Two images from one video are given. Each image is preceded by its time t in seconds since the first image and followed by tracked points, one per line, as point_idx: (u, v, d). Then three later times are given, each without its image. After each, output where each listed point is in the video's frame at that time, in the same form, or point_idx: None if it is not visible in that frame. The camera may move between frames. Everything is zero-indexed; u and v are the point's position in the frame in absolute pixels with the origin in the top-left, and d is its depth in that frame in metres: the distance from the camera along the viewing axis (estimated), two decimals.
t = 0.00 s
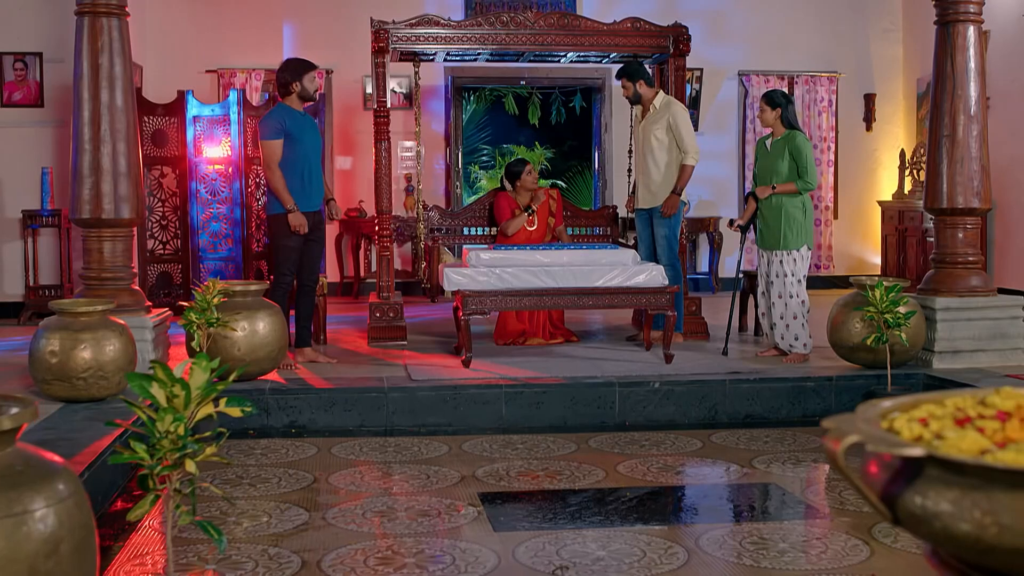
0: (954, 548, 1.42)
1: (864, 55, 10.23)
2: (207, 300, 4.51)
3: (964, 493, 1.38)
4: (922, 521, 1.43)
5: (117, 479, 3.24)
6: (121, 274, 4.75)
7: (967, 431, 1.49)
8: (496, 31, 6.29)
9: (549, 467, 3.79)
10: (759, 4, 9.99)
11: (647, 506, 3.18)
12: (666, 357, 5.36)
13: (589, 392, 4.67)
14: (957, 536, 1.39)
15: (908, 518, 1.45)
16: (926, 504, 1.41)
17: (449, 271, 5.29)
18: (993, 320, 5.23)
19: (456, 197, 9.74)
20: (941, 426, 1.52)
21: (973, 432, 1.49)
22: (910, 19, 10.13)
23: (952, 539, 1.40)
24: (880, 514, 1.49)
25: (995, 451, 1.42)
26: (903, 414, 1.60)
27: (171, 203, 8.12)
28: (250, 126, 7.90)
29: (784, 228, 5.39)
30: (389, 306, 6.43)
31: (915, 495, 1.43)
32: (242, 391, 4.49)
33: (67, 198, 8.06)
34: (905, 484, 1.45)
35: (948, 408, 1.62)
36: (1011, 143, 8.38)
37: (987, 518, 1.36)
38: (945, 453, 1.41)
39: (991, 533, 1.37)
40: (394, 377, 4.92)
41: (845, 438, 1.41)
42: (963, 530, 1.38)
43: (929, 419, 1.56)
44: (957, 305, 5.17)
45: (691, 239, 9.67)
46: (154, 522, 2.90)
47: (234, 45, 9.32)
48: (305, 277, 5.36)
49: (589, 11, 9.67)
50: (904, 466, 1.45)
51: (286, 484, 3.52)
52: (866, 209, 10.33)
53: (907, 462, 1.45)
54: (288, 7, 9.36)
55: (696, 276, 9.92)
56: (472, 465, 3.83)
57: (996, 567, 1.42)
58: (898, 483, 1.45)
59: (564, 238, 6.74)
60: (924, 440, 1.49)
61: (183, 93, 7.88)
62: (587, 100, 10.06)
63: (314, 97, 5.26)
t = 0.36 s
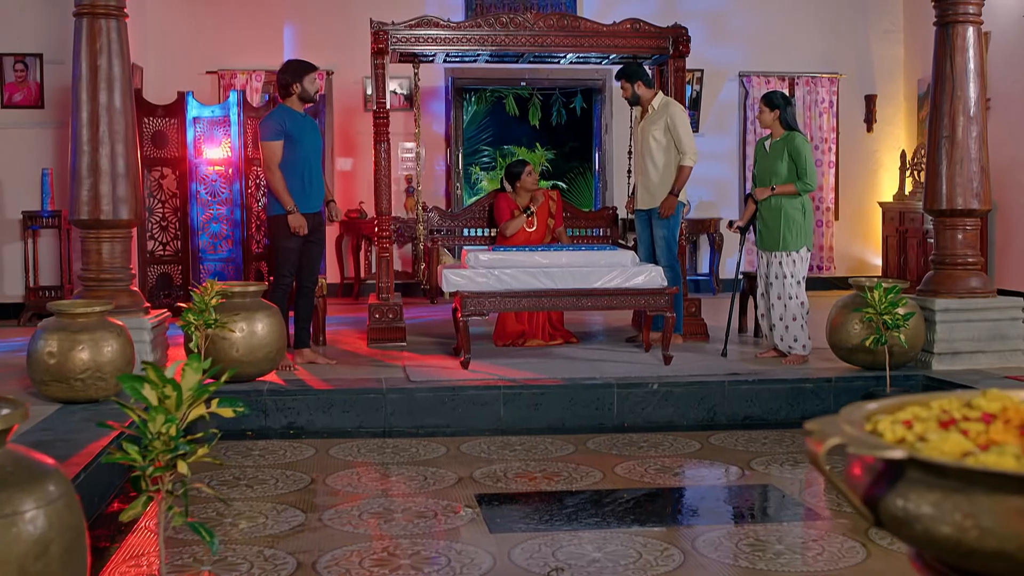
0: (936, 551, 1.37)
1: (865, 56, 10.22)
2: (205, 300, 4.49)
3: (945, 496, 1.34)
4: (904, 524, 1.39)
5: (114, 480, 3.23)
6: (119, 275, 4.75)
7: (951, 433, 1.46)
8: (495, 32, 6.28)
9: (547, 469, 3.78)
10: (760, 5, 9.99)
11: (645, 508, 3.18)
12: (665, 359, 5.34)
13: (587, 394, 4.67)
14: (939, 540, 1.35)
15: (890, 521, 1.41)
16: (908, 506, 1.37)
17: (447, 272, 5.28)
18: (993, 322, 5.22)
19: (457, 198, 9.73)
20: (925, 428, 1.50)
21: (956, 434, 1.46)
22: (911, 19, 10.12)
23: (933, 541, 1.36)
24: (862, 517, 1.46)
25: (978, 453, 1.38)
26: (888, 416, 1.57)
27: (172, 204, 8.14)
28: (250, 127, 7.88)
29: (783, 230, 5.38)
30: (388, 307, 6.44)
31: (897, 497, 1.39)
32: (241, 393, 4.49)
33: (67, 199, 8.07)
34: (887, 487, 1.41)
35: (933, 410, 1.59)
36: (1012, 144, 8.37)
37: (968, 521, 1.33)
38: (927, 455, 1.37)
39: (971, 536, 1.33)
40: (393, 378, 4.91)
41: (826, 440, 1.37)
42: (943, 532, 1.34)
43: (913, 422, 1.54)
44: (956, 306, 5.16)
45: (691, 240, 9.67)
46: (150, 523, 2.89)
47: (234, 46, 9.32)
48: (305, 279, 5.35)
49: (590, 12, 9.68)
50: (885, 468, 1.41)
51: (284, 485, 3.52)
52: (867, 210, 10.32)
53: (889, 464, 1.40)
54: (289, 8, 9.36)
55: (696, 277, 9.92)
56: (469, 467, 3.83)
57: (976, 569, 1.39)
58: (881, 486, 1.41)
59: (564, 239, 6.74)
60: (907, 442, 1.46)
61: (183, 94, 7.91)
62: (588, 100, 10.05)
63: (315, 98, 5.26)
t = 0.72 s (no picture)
0: (917, 554, 1.35)
1: (866, 57, 10.21)
2: (204, 301, 4.49)
3: (926, 499, 1.32)
4: (885, 527, 1.36)
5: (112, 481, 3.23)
6: (119, 276, 4.75)
7: (934, 436, 1.44)
8: (495, 33, 6.29)
9: (545, 470, 3.78)
10: (761, 6, 9.98)
11: (642, 509, 3.17)
12: (664, 360, 5.34)
13: (586, 395, 4.67)
14: (920, 543, 1.33)
15: (872, 524, 1.39)
16: (890, 508, 1.35)
17: (446, 273, 5.28)
18: (992, 323, 5.22)
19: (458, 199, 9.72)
20: (909, 431, 1.49)
21: (939, 436, 1.44)
22: (912, 20, 10.12)
23: (914, 544, 1.34)
24: (844, 519, 1.44)
25: (959, 455, 1.36)
26: (871, 418, 1.56)
27: (172, 205, 8.15)
28: (251, 129, 7.85)
29: (784, 231, 5.38)
30: (388, 308, 6.44)
31: (878, 500, 1.37)
32: (240, 394, 4.49)
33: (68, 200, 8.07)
34: (869, 489, 1.39)
35: (919, 413, 1.58)
36: (1013, 145, 8.36)
37: (948, 523, 1.29)
38: (908, 457, 1.35)
39: (952, 539, 1.30)
40: (391, 379, 4.91)
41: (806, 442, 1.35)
42: (924, 535, 1.32)
43: (898, 424, 1.52)
44: (956, 307, 5.14)
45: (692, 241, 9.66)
46: (147, 524, 2.90)
47: (235, 47, 9.33)
48: (304, 280, 5.35)
49: (590, 13, 9.68)
50: (869, 471, 1.40)
51: (282, 486, 3.52)
52: (868, 211, 10.31)
53: (872, 467, 1.39)
54: (290, 9, 9.37)
55: (697, 278, 9.90)
56: (467, 468, 3.82)
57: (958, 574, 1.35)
58: (864, 488, 1.40)
59: (564, 240, 6.73)
60: (890, 444, 1.44)
61: (183, 96, 7.92)
62: (588, 101, 10.06)
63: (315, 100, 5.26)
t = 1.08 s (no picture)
0: (901, 557, 1.35)
1: (868, 58, 10.20)
2: (203, 301, 4.48)
3: (910, 501, 1.31)
4: (869, 528, 1.36)
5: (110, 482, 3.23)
6: (119, 276, 4.75)
7: (919, 437, 1.43)
8: (495, 34, 6.29)
9: (544, 471, 3.78)
10: (763, 6, 9.98)
11: (641, 511, 3.17)
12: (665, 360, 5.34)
13: (586, 396, 4.67)
14: (902, 545, 1.32)
15: (856, 525, 1.38)
16: (873, 511, 1.35)
17: (446, 274, 5.28)
18: (993, 324, 5.21)
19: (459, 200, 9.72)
20: (894, 433, 1.48)
21: (924, 438, 1.43)
22: (914, 21, 10.10)
23: (898, 547, 1.33)
24: (829, 521, 1.44)
25: (943, 457, 1.36)
26: (857, 420, 1.55)
27: (173, 206, 8.17)
28: (252, 129, 7.80)
29: (784, 231, 5.37)
30: (389, 309, 6.44)
31: (862, 502, 1.36)
32: (239, 394, 4.49)
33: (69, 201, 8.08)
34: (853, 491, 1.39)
35: (906, 414, 1.58)
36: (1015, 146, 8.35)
37: (931, 526, 1.29)
38: (891, 460, 1.35)
39: (935, 541, 1.29)
40: (391, 380, 4.91)
41: (790, 444, 1.35)
42: (908, 537, 1.31)
43: (884, 425, 1.52)
44: (957, 308, 5.13)
45: (694, 242, 9.65)
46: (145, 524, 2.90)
47: (236, 48, 9.34)
48: (304, 280, 5.34)
49: (592, 14, 9.69)
50: (854, 472, 1.39)
51: (280, 487, 3.51)
52: (870, 211, 10.30)
53: (858, 468, 1.39)
54: (291, 10, 9.38)
55: (698, 279, 9.89)
56: (466, 469, 3.82)
57: None
58: (848, 490, 1.39)
59: (564, 241, 6.73)
60: (874, 446, 1.43)
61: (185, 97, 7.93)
62: (590, 102, 10.06)
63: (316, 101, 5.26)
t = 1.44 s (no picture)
0: (887, 558, 1.34)
1: (870, 58, 10.19)
2: (203, 301, 4.49)
3: (895, 503, 1.31)
4: (855, 530, 1.36)
5: (109, 482, 3.22)
6: (119, 276, 4.75)
7: (906, 439, 1.43)
8: (496, 34, 6.28)
9: (543, 471, 3.78)
10: (765, 6, 9.97)
11: (640, 511, 3.17)
12: (665, 360, 5.34)
13: (586, 396, 4.66)
14: (887, 546, 1.32)
15: (842, 526, 1.38)
16: (858, 512, 1.34)
17: (446, 274, 5.28)
18: (994, 324, 5.20)
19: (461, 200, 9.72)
20: (882, 434, 1.48)
21: (911, 439, 1.43)
22: (917, 21, 10.09)
23: (883, 548, 1.33)
24: (815, 523, 1.43)
25: (930, 459, 1.35)
26: (845, 422, 1.55)
27: (175, 206, 8.17)
28: (254, 129, 7.80)
29: (784, 231, 5.37)
30: (390, 309, 6.44)
31: (847, 503, 1.36)
32: (239, 394, 4.50)
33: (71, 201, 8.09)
34: (839, 493, 1.38)
35: (895, 415, 1.58)
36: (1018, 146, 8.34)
37: (915, 528, 1.29)
38: (877, 461, 1.34)
39: (919, 543, 1.29)
40: (391, 380, 4.92)
41: (776, 446, 1.35)
42: (892, 539, 1.31)
43: (872, 426, 1.52)
44: (958, 309, 5.12)
45: (696, 242, 9.64)
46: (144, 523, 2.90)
47: (238, 48, 9.34)
48: (305, 280, 5.34)
49: (594, 14, 9.69)
50: (840, 473, 1.39)
51: (279, 487, 3.51)
52: (873, 212, 10.29)
53: (844, 469, 1.38)
54: (293, 10, 9.39)
55: (700, 279, 9.88)
56: (465, 469, 3.82)
57: None
58: (834, 492, 1.39)
59: (565, 241, 6.72)
60: (861, 448, 1.43)
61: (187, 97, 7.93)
62: (592, 102, 10.05)
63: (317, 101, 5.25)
